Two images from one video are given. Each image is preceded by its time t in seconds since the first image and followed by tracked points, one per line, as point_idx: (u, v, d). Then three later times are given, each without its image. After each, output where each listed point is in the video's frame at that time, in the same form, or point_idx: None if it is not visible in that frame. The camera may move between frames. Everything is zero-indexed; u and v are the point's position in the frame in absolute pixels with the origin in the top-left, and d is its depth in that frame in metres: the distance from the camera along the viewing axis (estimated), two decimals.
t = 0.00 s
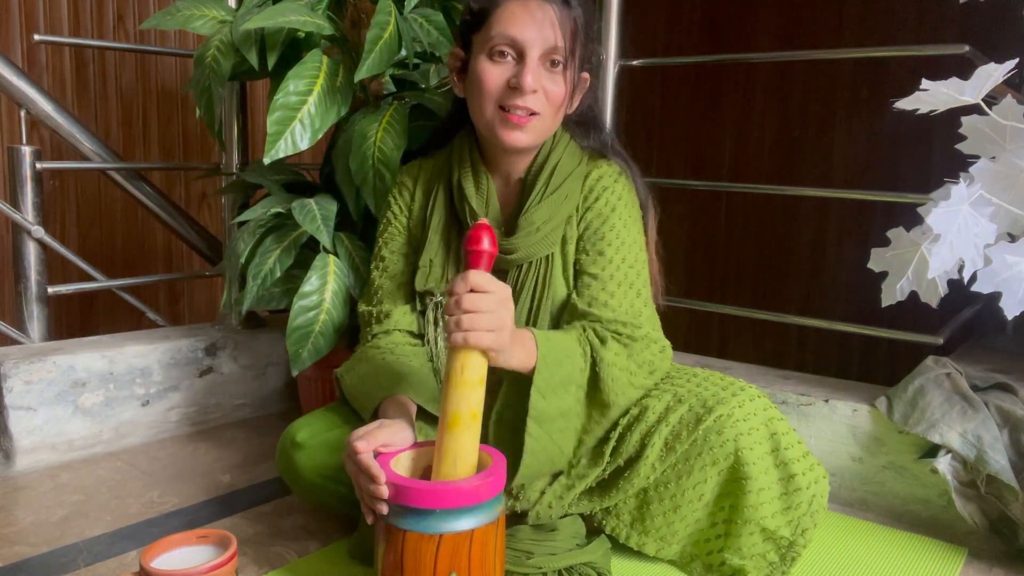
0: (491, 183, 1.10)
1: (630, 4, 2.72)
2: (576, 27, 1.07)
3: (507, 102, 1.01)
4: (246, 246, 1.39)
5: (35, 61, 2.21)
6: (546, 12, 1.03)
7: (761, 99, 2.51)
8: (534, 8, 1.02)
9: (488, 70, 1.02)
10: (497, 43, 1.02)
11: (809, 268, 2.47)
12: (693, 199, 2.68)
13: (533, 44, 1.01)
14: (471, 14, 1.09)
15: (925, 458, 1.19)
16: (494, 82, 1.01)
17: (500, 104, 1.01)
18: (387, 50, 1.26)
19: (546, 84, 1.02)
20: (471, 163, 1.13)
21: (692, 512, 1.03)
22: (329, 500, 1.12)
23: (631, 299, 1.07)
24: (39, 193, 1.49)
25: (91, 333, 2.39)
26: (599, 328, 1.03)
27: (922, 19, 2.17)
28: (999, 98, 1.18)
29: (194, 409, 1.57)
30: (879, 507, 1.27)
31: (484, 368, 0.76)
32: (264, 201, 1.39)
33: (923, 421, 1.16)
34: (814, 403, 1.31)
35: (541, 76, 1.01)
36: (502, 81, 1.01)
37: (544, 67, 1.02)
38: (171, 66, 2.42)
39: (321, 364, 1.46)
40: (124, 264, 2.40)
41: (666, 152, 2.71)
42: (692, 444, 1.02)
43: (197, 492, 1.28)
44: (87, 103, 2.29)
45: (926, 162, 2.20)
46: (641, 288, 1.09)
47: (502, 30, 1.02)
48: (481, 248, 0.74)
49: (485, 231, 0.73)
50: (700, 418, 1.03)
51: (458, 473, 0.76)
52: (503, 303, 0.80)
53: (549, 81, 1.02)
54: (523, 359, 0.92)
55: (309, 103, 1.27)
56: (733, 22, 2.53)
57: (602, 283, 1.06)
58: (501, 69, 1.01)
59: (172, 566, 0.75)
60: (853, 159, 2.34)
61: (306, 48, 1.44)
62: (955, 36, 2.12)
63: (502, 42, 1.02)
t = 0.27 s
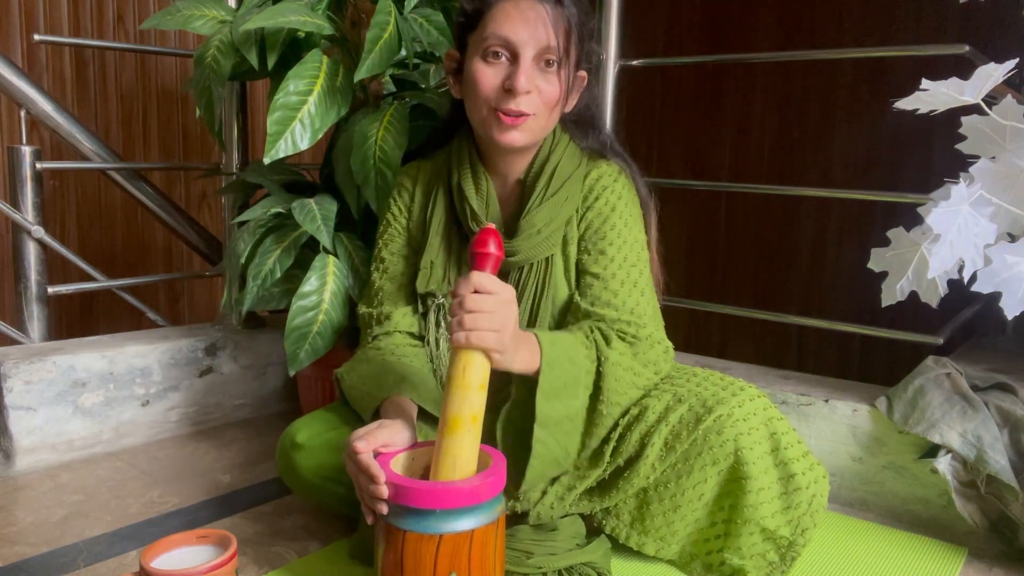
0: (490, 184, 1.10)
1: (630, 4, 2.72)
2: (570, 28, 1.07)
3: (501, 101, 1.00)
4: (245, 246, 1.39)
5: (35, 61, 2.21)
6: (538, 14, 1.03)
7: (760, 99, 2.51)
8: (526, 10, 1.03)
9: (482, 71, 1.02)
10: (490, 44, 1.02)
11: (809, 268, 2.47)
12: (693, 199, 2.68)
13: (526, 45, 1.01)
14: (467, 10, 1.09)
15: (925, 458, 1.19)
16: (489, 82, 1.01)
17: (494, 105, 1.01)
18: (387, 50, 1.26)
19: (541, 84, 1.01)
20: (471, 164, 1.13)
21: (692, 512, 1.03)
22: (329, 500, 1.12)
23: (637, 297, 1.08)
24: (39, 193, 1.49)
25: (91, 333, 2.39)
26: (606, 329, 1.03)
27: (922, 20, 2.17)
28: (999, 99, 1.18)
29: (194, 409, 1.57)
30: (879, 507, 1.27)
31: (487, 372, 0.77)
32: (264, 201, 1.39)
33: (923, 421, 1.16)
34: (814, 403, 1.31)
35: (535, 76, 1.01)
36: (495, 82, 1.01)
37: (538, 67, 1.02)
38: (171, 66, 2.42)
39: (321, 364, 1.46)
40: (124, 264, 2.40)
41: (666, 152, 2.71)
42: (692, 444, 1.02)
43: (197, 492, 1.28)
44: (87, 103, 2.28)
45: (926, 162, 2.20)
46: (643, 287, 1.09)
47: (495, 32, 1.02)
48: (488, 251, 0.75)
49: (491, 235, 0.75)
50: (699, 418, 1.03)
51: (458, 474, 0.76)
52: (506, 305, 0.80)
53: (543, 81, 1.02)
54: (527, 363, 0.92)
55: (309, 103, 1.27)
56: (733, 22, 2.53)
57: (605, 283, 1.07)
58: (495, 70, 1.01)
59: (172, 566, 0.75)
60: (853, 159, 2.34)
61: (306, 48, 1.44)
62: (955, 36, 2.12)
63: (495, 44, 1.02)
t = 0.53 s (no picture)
0: (491, 183, 1.10)
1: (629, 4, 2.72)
2: (575, 28, 1.07)
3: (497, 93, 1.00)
4: (245, 246, 1.39)
5: (35, 61, 2.21)
6: (542, 10, 1.03)
7: (760, 99, 2.51)
8: (530, 4, 1.03)
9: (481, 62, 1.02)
10: (491, 36, 1.02)
11: (809, 268, 2.47)
12: (693, 199, 2.68)
13: (527, 38, 1.01)
14: (476, 4, 1.11)
15: (925, 458, 1.19)
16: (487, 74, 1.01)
17: (490, 96, 1.01)
18: (387, 50, 1.26)
19: (538, 79, 1.01)
20: (472, 165, 1.13)
21: (692, 512, 1.03)
22: (329, 499, 1.12)
23: (643, 299, 1.07)
24: (39, 193, 1.49)
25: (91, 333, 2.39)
26: (616, 329, 1.03)
27: (922, 20, 2.17)
28: (1000, 99, 1.18)
29: (194, 409, 1.57)
30: (879, 507, 1.27)
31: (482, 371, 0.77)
32: (264, 201, 1.39)
33: (923, 421, 1.16)
34: (814, 403, 1.31)
35: (533, 70, 1.01)
36: (493, 73, 1.01)
37: (537, 61, 1.01)
38: (171, 65, 2.42)
39: (321, 364, 1.46)
40: (124, 264, 2.40)
41: (666, 152, 2.71)
42: (692, 443, 1.02)
43: (197, 492, 1.28)
44: (87, 103, 2.29)
45: (926, 162, 2.20)
46: (650, 288, 1.09)
47: (497, 24, 1.02)
48: (493, 253, 0.76)
49: (496, 238, 0.76)
50: (700, 418, 1.02)
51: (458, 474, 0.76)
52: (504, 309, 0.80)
53: (542, 77, 1.01)
54: (534, 364, 0.92)
55: (309, 103, 1.27)
56: (733, 22, 2.53)
57: (611, 284, 1.06)
58: (494, 62, 1.01)
59: (172, 566, 0.75)
60: (853, 159, 2.34)
61: (306, 48, 1.44)
62: (955, 36, 2.12)
63: (496, 36, 1.02)
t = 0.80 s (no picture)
0: (495, 182, 1.10)
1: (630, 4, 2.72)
2: (585, 34, 1.07)
3: (508, 100, 1.00)
4: (246, 246, 1.39)
5: (35, 61, 2.21)
6: (555, 17, 1.03)
7: (761, 99, 2.51)
8: (543, 12, 1.02)
9: (493, 68, 1.02)
10: (504, 41, 1.02)
11: (809, 268, 2.47)
12: (693, 199, 2.68)
13: (540, 45, 1.01)
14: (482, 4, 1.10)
15: (925, 458, 1.19)
16: (499, 79, 1.01)
17: (501, 103, 1.01)
18: (387, 50, 1.26)
19: (550, 87, 1.01)
20: (474, 165, 1.12)
21: (692, 512, 1.03)
22: (329, 499, 1.12)
23: (647, 290, 1.08)
24: (39, 193, 1.49)
25: (91, 333, 2.39)
26: (614, 317, 1.04)
27: (922, 20, 2.17)
28: (999, 99, 1.18)
29: (194, 409, 1.57)
30: (879, 507, 1.27)
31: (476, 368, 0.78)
32: (264, 201, 1.39)
33: (923, 421, 1.16)
34: (814, 403, 1.31)
35: (545, 78, 1.01)
36: (505, 78, 1.01)
37: (548, 69, 1.02)
38: (171, 66, 2.42)
39: (321, 364, 1.46)
40: (124, 264, 2.40)
41: (666, 152, 2.71)
42: (692, 444, 1.02)
43: (197, 492, 1.28)
44: (87, 103, 2.29)
45: (926, 162, 2.20)
46: (654, 279, 1.09)
47: (510, 29, 1.02)
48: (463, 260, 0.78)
49: (466, 246, 0.78)
50: (700, 418, 1.02)
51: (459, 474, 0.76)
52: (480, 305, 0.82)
53: (553, 85, 1.01)
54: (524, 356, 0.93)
55: (309, 103, 1.27)
56: (733, 22, 2.53)
57: (614, 273, 1.07)
58: (506, 67, 1.01)
59: (172, 566, 0.75)
60: (854, 159, 2.34)
61: (306, 48, 1.44)
62: (955, 36, 2.12)
63: (509, 42, 1.02)
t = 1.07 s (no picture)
0: (492, 182, 1.09)
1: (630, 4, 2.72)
2: (590, 42, 1.06)
3: (509, 104, 1.00)
4: (246, 246, 1.39)
5: (35, 61, 2.21)
6: (560, 23, 1.02)
7: (761, 99, 2.51)
8: (548, 18, 1.02)
9: (496, 71, 1.02)
10: (507, 45, 1.02)
11: (809, 268, 2.47)
12: (693, 199, 2.68)
13: (543, 51, 1.01)
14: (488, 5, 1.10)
15: (925, 458, 1.19)
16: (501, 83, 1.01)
17: (502, 107, 1.01)
18: (387, 50, 1.26)
19: (552, 93, 1.01)
20: (472, 167, 1.12)
21: (692, 512, 1.03)
22: (329, 499, 1.12)
23: (638, 292, 1.08)
24: (39, 193, 1.49)
25: (91, 333, 2.39)
26: (610, 322, 1.03)
27: (922, 20, 2.17)
28: (1000, 99, 1.18)
29: (194, 409, 1.57)
30: (879, 507, 1.27)
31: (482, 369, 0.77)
32: (264, 201, 1.39)
33: (923, 421, 1.16)
34: (814, 403, 1.31)
35: (547, 84, 1.00)
36: (507, 82, 1.01)
37: (551, 75, 1.01)
38: (171, 66, 2.42)
39: (321, 364, 1.46)
40: (124, 264, 2.40)
41: (666, 152, 2.71)
42: (692, 443, 1.02)
43: (197, 492, 1.28)
44: (87, 103, 2.29)
45: (926, 162, 2.20)
46: (647, 283, 1.09)
47: (514, 33, 1.02)
48: (485, 247, 0.75)
49: (489, 231, 0.75)
50: (700, 418, 1.02)
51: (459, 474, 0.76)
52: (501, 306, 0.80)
53: (554, 91, 1.01)
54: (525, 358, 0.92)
55: (309, 103, 1.27)
56: (733, 22, 2.53)
57: (607, 278, 1.06)
58: (509, 72, 1.01)
59: (172, 566, 0.75)
60: (853, 159, 2.34)
61: (306, 48, 1.44)
62: (955, 36, 2.12)
63: (513, 46, 1.02)
